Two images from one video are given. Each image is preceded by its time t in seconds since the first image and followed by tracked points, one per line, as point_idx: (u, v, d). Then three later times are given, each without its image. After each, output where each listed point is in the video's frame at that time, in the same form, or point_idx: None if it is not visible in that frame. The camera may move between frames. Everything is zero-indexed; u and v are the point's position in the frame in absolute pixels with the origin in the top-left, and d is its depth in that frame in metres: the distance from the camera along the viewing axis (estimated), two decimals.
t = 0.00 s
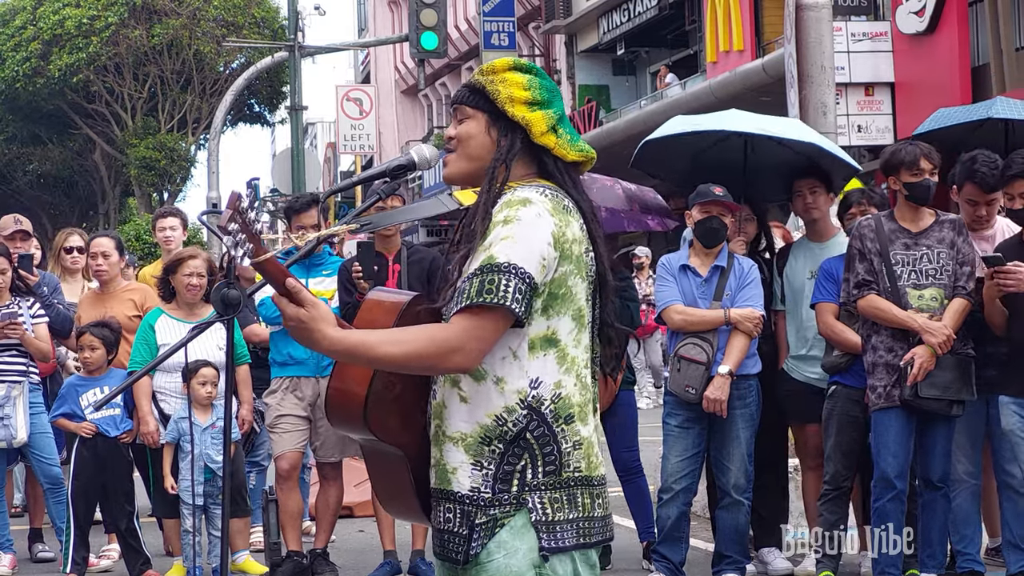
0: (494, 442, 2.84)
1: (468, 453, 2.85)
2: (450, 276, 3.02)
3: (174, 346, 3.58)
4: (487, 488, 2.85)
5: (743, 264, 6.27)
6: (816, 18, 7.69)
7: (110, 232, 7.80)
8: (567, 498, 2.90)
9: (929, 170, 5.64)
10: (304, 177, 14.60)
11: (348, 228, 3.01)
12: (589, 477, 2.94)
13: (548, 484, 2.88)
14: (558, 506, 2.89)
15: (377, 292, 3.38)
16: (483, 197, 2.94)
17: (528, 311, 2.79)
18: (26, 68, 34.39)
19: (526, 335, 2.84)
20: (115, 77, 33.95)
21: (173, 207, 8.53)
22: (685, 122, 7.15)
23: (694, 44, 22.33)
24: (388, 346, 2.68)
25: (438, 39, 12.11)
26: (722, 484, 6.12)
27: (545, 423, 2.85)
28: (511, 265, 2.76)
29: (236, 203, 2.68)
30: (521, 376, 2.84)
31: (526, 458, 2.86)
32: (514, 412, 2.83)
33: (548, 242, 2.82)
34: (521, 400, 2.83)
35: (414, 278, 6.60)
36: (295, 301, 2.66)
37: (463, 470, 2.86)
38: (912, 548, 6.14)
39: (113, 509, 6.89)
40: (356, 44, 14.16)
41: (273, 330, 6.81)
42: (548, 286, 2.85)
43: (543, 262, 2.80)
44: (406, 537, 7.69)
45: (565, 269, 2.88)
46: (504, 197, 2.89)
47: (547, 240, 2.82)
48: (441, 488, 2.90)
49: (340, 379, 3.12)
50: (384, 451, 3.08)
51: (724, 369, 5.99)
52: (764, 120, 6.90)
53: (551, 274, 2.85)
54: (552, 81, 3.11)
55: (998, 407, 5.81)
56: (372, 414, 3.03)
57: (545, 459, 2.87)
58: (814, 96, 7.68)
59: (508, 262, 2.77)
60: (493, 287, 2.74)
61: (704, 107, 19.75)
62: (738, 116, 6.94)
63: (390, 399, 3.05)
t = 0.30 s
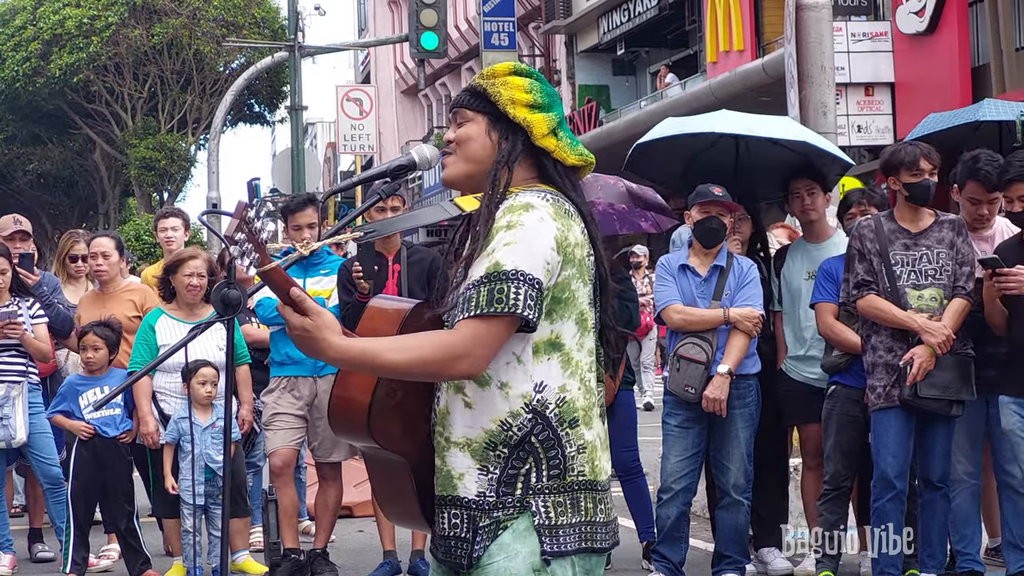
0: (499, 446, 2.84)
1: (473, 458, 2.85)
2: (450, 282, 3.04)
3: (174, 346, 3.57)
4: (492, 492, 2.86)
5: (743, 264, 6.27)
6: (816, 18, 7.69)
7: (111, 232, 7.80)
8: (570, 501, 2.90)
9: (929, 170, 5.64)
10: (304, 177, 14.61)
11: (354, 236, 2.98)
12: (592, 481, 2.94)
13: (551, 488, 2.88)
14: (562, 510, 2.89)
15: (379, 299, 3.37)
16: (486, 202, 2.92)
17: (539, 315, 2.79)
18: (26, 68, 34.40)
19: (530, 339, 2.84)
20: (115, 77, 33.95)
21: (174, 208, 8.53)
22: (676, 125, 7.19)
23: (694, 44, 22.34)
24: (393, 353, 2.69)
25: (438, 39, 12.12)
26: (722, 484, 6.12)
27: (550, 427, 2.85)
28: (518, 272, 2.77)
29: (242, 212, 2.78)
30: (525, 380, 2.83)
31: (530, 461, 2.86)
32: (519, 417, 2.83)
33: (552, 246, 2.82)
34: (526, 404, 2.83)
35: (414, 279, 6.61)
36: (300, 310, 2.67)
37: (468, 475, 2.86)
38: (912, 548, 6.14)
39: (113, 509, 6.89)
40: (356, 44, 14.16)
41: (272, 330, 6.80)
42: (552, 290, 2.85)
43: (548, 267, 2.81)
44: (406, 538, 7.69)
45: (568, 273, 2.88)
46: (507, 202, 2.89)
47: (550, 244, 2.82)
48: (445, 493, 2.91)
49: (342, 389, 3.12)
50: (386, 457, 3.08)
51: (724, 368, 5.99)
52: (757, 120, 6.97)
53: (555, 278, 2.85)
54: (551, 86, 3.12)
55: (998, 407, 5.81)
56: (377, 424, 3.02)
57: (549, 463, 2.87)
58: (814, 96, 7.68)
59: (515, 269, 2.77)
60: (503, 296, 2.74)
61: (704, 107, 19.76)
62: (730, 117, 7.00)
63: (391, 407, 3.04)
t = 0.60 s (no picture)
0: (503, 444, 2.84)
1: (478, 456, 2.85)
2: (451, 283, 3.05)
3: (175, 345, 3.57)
4: (496, 488, 2.85)
5: (742, 264, 6.27)
6: (816, 18, 7.68)
7: (110, 232, 7.80)
8: (573, 497, 2.90)
9: (928, 170, 5.65)
10: (304, 177, 14.61)
11: (359, 239, 2.96)
12: (594, 476, 2.94)
13: (555, 484, 2.88)
14: (565, 505, 2.89)
15: (379, 297, 3.37)
16: (488, 199, 2.91)
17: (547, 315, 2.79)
18: (26, 68, 34.39)
19: (534, 337, 2.84)
20: (115, 77, 33.93)
21: (173, 208, 8.53)
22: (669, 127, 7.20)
23: (693, 44, 22.33)
24: (401, 355, 2.69)
25: (438, 39, 12.11)
26: (721, 484, 6.12)
27: (554, 424, 2.85)
28: (526, 273, 2.77)
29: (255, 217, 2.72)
30: (529, 378, 2.83)
31: (534, 457, 2.86)
32: (523, 414, 2.83)
33: (557, 246, 2.82)
34: (530, 402, 2.83)
35: (414, 279, 6.61)
36: (307, 313, 2.68)
37: (473, 472, 2.86)
38: (912, 548, 6.14)
39: (113, 509, 6.89)
40: (356, 44, 14.15)
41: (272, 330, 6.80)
42: (557, 289, 2.85)
43: (554, 266, 2.81)
44: (406, 538, 7.69)
45: (572, 272, 2.88)
46: (510, 202, 2.88)
47: (555, 244, 2.82)
48: (451, 491, 2.91)
49: (347, 389, 3.13)
50: (390, 457, 3.08)
51: (724, 369, 5.99)
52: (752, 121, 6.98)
53: (560, 277, 2.85)
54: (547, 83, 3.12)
55: (998, 407, 5.80)
56: (382, 423, 3.03)
57: (553, 459, 2.87)
58: (814, 96, 7.69)
59: (522, 270, 2.77)
60: (512, 298, 2.75)
61: (703, 107, 19.76)
62: (725, 118, 7.01)
63: (394, 405, 3.04)
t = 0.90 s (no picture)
0: (503, 445, 2.84)
1: (478, 456, 2.85)
2: (452, 283, 3.05)
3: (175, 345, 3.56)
4: (495, 488, 2.85)
5: (742, 264, 6.27)
6: (816, 18, 7.67)
7: (110, 232, 7.79)
8: (572, 497, 2.90)
9: (928, 170, 5.65)
10: (304, 177, 14.62)
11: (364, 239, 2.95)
12: (593, 477, 2.93)
13: (555, 483, 2.88)
14: (564, 504, 2.89)
15: (380, 296, 3.37)
16: (495, 201, 2.92)
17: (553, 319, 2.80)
18: (26, 68, 34.39)
19: (536, 340, 2.84)
20: (115, 77, 33.93)
21: (174, 208, 8.53)
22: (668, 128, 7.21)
23: (694, 44, 22.32)
24: (410, 358, 2.68)
25: (438, 39, 12.11)
26: (721, 484, 6.12)
27: (555, 427, 2.85)
28: (533, 278, 2.77)
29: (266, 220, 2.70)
30: (531, 380, 2.83)
31: (535, 458, 2.86)
32: (524, 416, 2.83)
33: (563, 250, 2.82)
34: (531, 404, 2.83)
35: (413, 279, 6.60)
36: (315, 315, 2.65)
37: (474, 473, 2.86)
38: (912, 548, 6.14)
39: (113, 509, 6.90)
40: (356, 44, 14.13)
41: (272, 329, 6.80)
42: (561, 292, 2.85)
43: (560, 270, 2.81)
44: (406, 538, 7.69)
45: (577, 276, 2.87)
46: (518, 204, 2.88)
47: (561, 248, 2.82)
48: (452, 491, 2.91)
49: (350, 387, 3.14)
50: (390, 455, 3.08)
51: (723, 369, 5.99)
52: (752, 119, 6.99)
53: (565, 280, 2.85)
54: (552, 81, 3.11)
55: (998, 407, 5.79)
56: (385, 421, 3.03)
57: (553, 460, 2.87)
58: (814, 96, 7.69)
59: (529, 274, 2.77)
60: (519, 302, 2.75)
61: (704, 107, 19.75)
62: (725, 117, 7.02)
63: (397, 404, 3.04)
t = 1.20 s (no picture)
0: (503, 450, 2.84)
1: (478, 461, 2.85)
2: (455, 287, 3.05)
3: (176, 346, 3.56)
4: (494, 490, 2.86)
5: (742, 264, 6.27)
6: (816, 18, 7.68)
7: (111, 232, 7.79)
8: (571, 502, 2.90)
9: (929, 170, 5.65)
10: (304, 177, 14.62)
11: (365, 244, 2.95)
12: (592, 483, 2.93)
13: (553, 488, 2.88)
14: (562, 509, 2.89)
15: (382, 299, 3.38)
16: (499, 208, 2.92)
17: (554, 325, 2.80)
18: (27, 68, 34.40)
19: (539, 346, 2.84)
20: (115, 77, 33.92)
21: (174, 208, 8.53)
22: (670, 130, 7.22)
23: (694, 44, 22.31)
24: (411, 363, 2.67)
25: (438, 39, 12.11)
26: (722, 484, 6.12)
27: (555, 432, 2.85)
28: (535, 283, 2.77)
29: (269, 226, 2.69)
30: (532, 386, 2.83)
31: (535, 462, 2.86)
32: (524, 422, 2.83)
33: (565, 256, 2.82)
34: (532, 410, 2.83)
35: (412, 279, 6.59)
36: (317, 320, 2.66)
37: (474, 477, 2.86)
38: (912, 548, 6.14)
39: (114, 509, 6.90)
40: (356, 44, 14.13)
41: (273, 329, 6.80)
42: (564, 299, 2.85)
43: (562, 276, 2.81)
44: (406, 538, 7.69)
45: (579, 282, 2.87)
46: (520, 210, 2.88)
47: (564, 254, 2.82)
48: (450, 494, 2.91)
49: (351, 392, 3.14)
50: (391, 459, 3.09)
51: (724, 369, 5.98)
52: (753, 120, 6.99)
53: (567, 286, 2.85)
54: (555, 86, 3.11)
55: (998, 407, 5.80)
56: (387, 426, 3.03)
57: (553, 465, 2.87)
58: (814, 96, 7.68)
59: (531, 280, 2.77)
60: (520, 308, 2.75)
61: (704, 108, 19.75)
62: (726, 118, 7.02)
63: (398, 409, 3.04)
